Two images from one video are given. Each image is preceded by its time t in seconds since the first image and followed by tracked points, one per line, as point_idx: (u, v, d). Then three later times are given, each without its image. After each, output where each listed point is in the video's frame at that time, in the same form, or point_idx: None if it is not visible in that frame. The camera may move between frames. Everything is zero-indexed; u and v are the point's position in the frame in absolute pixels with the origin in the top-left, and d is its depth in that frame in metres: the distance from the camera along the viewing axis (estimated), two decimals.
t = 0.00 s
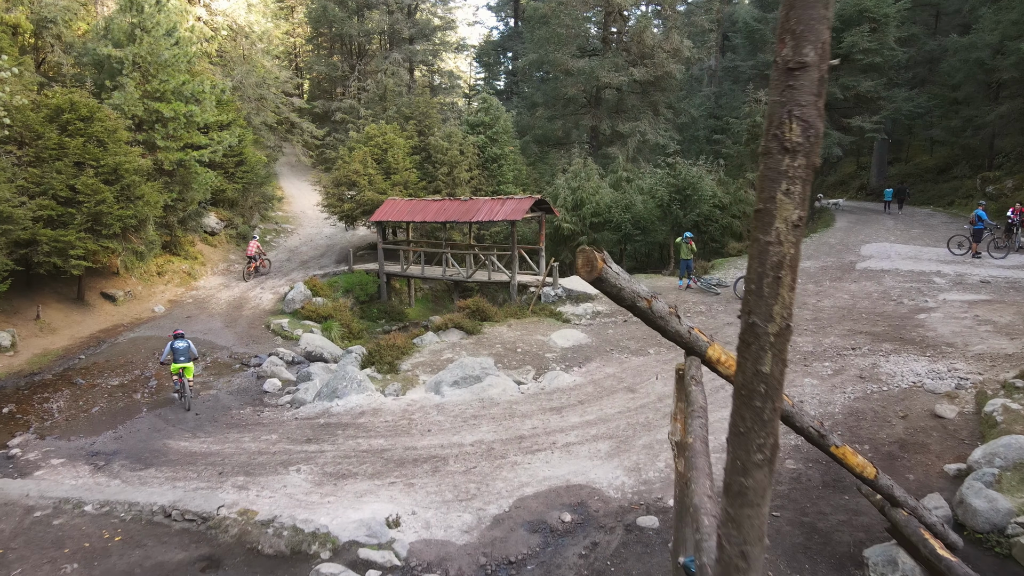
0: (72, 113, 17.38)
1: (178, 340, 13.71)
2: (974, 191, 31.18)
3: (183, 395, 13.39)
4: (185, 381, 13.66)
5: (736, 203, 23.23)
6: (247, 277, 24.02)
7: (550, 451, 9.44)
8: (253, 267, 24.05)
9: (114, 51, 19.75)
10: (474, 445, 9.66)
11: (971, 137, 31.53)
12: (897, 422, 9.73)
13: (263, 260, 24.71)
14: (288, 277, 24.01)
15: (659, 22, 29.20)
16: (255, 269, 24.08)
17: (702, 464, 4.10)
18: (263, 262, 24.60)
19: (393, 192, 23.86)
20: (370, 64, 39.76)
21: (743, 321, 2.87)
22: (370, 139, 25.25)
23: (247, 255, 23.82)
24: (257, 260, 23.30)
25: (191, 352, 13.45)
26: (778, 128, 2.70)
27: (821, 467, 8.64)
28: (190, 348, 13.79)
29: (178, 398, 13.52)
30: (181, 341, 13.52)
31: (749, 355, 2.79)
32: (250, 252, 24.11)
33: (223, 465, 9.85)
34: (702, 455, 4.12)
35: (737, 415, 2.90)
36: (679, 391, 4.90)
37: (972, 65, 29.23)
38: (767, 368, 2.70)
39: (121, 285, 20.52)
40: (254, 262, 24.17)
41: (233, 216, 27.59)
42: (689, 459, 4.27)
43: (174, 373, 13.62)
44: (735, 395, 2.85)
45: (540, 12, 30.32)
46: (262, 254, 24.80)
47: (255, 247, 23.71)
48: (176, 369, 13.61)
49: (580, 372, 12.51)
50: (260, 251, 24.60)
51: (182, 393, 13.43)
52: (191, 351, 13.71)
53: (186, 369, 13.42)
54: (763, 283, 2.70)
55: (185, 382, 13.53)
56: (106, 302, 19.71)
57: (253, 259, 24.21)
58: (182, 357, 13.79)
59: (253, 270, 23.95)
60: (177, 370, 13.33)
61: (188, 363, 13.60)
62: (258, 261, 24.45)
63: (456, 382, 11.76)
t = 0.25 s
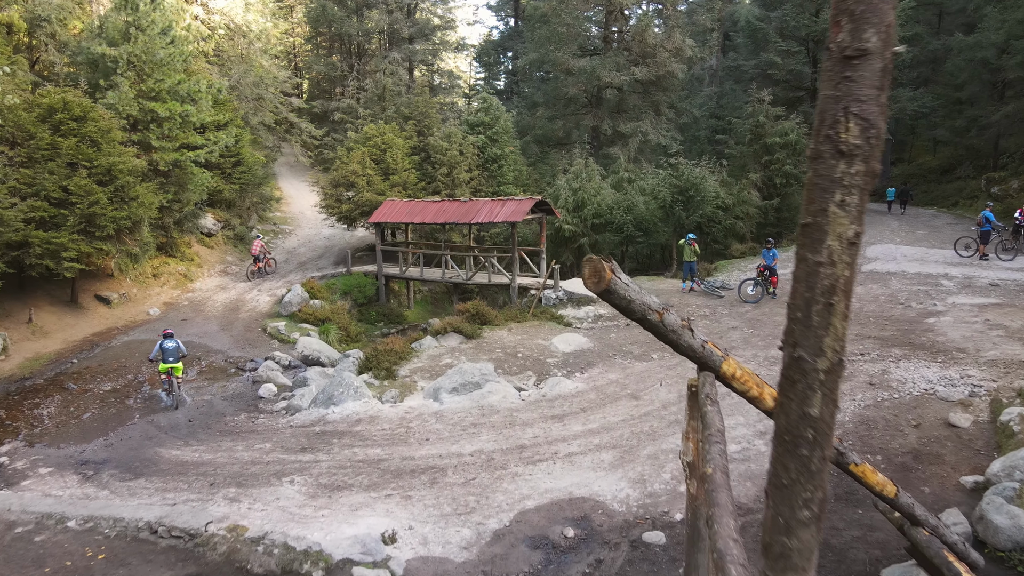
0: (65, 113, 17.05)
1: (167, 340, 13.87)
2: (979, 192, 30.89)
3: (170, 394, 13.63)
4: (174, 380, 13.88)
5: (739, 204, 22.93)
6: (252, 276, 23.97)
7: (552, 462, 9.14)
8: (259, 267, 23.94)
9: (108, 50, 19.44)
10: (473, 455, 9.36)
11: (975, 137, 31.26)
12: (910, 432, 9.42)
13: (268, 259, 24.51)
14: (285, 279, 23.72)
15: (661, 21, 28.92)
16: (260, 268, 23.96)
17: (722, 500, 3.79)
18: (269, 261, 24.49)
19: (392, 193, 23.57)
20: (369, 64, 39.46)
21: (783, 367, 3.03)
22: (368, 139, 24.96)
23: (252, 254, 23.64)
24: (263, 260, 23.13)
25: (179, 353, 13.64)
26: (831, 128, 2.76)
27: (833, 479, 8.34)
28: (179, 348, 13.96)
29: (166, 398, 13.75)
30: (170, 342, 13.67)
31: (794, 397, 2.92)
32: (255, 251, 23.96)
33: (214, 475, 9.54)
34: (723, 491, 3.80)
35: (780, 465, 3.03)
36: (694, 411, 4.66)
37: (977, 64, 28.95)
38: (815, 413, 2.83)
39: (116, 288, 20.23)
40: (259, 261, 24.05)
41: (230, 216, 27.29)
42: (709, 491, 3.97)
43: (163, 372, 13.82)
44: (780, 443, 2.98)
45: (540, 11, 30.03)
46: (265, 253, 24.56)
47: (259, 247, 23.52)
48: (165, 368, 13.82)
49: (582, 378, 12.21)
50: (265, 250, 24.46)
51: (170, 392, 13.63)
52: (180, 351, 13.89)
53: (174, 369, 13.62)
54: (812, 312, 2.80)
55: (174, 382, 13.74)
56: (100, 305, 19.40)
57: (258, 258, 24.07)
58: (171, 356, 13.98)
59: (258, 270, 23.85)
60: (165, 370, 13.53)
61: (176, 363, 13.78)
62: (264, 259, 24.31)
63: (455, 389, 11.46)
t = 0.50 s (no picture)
0: (57, 113, 16.69)
1: (156, 338, 14.29)
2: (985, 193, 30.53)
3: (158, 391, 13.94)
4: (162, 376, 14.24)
5: (743, 205, 22.58)
6: (256, 275, 23.86)
7: (554, 475, 8.80)
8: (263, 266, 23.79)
9: (102, 49, 19.08)
10: (473, 468, 9.02)
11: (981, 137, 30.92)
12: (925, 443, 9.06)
13: (273, 259, 24.43)
14: (282, 281, 23.38)
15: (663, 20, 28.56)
16: (264, 268, 23.81)
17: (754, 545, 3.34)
18: (274, 260, 24.36)
19: (390, 194, 23.23)
20: (368, 64, 39.13)
21: (854, 434, 2.87)
22: (367, 139, 24.62)
23: (257, 254, 23.44)
24: (270, 260, 22.96)
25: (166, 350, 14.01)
26: (924, 125, 2.61)
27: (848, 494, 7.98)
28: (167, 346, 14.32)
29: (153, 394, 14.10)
30: (159, 339, 14.08)
31: (871, 465, 2.74)
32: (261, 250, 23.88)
33: (204, 489, 9.19)
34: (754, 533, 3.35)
35: (854, 546, 2.81)
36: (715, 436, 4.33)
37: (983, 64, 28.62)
38: (900, 485, 2.63)
39: (110, 291, 19.91)
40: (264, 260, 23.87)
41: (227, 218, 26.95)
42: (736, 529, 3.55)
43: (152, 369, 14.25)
44: (855, 521, 2.77)
45: (541, 9, 29.70)
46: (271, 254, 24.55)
47: (265, 247, 23.32)
48: (154, 366, 14.19)
49: (584, 386, 11.85)
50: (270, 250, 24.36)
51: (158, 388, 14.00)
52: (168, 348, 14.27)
53: (161, 366, 14.02)
54: (895, 360, 2.63)
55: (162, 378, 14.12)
56: (93, 308, 19.08)
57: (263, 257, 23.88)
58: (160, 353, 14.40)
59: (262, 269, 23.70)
60: (152, 367, 13.93)
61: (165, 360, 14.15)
62: (268, 258, 24.12)
63: (454, 397, 11.12)
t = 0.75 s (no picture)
0: (49, 112, 16.40)
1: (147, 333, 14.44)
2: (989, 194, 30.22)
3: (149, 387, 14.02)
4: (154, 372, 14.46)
5: (746, 206, 22.26)
6: (260, 274, 23.93)
7: (556, 487, 8.50)
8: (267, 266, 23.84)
9: (96, 48, 18.79)
10: (472, 479, 8.72)
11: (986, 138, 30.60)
12: (940, 454, 8.70)
13: (278, 257, 24.57)
14: (280, 283, 23.10)
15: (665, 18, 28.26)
16: (268, 267, 23.87)
17: None
18: (278, 258, 24.42)
19: (389, 195, 22.94)
20: (368, 64, 38.84)
21: (956, 521, 2.04)
22: (365, 140, 24.33)
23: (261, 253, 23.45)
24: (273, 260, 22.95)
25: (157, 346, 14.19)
26: None
27: (862, 509, 7.65)
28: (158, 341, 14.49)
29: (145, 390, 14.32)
30: (150, 334, 14.22)
31: (980, 570, 1.87)
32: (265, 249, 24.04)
33: (194, 501, 8.87)
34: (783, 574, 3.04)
35: None
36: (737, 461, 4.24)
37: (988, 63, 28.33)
38: None
39: (104, 294, 19.62)
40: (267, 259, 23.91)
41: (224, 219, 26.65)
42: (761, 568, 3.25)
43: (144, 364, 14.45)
44: None
45: (542, 9, 29.41)
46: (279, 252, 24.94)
47: (268, 246, 23.44)
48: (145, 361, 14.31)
49: (586, 393, 11.55)
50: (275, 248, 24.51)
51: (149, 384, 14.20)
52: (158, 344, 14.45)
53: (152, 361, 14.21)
54: None
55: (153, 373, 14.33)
56: (87, 311, 18.79)
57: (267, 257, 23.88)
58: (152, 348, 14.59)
59: (266, 269, 23.75)
60: (143, 362, 14.13)
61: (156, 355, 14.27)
62: (272, 257, 24.13)
63: (453, 405, 10.82)
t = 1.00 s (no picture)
0: (40, 112, 16.05)
1: (139, 331, 14.62)
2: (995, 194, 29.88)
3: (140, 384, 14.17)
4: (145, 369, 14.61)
5: (750, 207, 21.92)
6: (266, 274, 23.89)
7: (559, 502, 8.14)
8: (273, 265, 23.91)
9: (88, 46, 18.42)
10: (471, 493, 8.38)
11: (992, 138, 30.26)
12: (958, 467, 8.30)
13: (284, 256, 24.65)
14: (276, 285, 22.77)
15: (667, 17, 27.93)
16: (274, 266, 23.96)
17: None
18: (284, 258, 24.62)
19: (388, 196, 22.60)
20: (367, 63, 38.48)
21: None
22: (363, 140, 23.99)
23: (267, 252, 23.66)
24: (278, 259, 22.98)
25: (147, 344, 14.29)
26: None
27: (879, 527, 7.29)
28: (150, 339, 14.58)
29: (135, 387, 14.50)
30: (141, 332, 14.40)
31: None
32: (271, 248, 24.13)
33: (181, 517, 8.50)
34: None
35: None
36: (764, 495, 4.28)
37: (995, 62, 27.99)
38: None
39: (97, 296, 19.29)
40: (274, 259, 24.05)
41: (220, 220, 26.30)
42: None
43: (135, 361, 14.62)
44: None
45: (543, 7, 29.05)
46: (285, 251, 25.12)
47: (272, 245, 23.54)
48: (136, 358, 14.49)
49: (588, 401, 11.20)
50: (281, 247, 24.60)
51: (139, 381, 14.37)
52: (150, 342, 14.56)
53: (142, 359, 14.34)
54: None
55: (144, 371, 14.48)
56: (79, 314, 18.44)
57: (273, 256, 24.03)
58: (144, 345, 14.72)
59: (272, 267, 23.79)
60: (133, 359, 14.28)
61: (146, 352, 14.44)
62: (278, 256, 24.31)
63: (451, 414, 10.49)
